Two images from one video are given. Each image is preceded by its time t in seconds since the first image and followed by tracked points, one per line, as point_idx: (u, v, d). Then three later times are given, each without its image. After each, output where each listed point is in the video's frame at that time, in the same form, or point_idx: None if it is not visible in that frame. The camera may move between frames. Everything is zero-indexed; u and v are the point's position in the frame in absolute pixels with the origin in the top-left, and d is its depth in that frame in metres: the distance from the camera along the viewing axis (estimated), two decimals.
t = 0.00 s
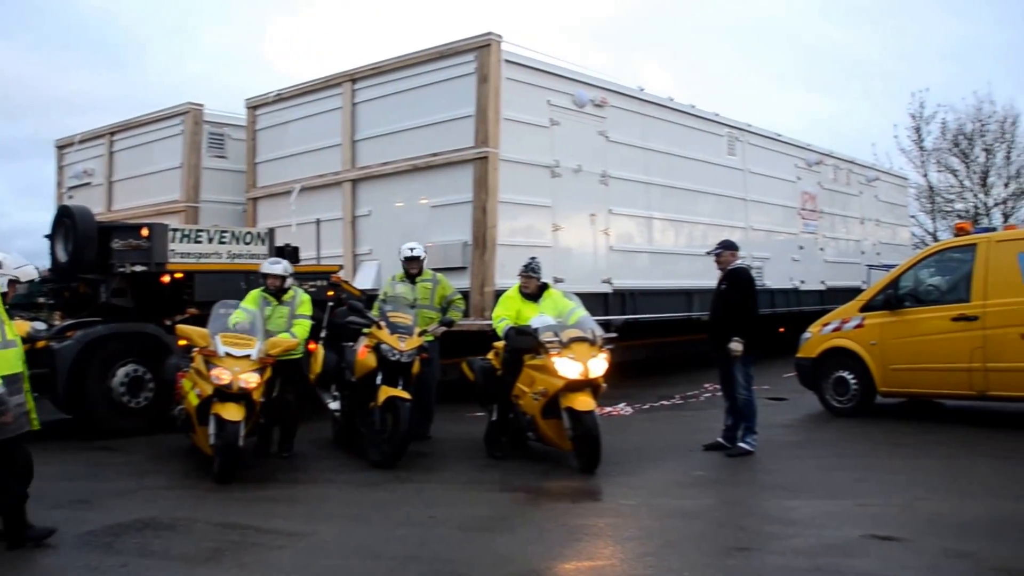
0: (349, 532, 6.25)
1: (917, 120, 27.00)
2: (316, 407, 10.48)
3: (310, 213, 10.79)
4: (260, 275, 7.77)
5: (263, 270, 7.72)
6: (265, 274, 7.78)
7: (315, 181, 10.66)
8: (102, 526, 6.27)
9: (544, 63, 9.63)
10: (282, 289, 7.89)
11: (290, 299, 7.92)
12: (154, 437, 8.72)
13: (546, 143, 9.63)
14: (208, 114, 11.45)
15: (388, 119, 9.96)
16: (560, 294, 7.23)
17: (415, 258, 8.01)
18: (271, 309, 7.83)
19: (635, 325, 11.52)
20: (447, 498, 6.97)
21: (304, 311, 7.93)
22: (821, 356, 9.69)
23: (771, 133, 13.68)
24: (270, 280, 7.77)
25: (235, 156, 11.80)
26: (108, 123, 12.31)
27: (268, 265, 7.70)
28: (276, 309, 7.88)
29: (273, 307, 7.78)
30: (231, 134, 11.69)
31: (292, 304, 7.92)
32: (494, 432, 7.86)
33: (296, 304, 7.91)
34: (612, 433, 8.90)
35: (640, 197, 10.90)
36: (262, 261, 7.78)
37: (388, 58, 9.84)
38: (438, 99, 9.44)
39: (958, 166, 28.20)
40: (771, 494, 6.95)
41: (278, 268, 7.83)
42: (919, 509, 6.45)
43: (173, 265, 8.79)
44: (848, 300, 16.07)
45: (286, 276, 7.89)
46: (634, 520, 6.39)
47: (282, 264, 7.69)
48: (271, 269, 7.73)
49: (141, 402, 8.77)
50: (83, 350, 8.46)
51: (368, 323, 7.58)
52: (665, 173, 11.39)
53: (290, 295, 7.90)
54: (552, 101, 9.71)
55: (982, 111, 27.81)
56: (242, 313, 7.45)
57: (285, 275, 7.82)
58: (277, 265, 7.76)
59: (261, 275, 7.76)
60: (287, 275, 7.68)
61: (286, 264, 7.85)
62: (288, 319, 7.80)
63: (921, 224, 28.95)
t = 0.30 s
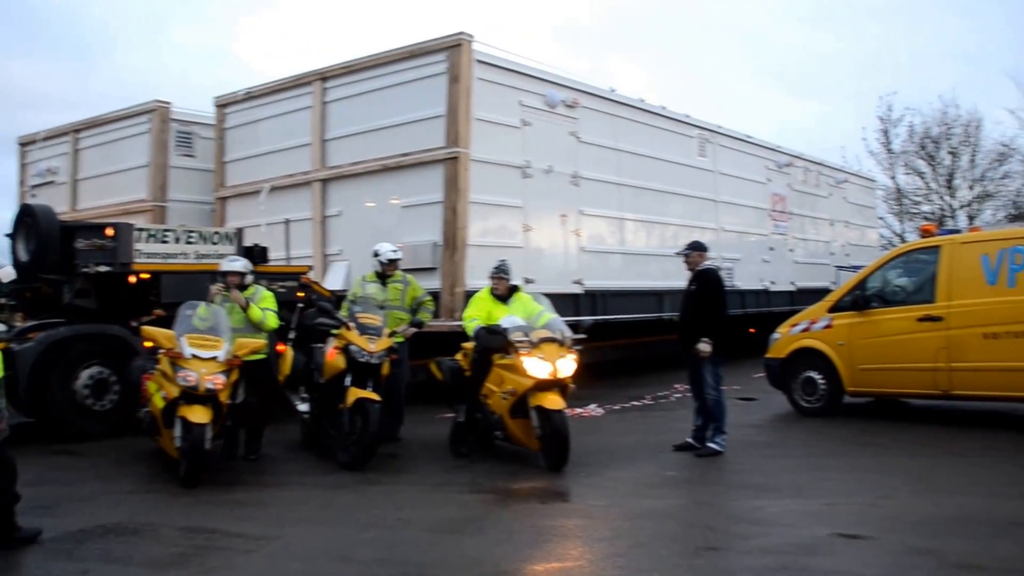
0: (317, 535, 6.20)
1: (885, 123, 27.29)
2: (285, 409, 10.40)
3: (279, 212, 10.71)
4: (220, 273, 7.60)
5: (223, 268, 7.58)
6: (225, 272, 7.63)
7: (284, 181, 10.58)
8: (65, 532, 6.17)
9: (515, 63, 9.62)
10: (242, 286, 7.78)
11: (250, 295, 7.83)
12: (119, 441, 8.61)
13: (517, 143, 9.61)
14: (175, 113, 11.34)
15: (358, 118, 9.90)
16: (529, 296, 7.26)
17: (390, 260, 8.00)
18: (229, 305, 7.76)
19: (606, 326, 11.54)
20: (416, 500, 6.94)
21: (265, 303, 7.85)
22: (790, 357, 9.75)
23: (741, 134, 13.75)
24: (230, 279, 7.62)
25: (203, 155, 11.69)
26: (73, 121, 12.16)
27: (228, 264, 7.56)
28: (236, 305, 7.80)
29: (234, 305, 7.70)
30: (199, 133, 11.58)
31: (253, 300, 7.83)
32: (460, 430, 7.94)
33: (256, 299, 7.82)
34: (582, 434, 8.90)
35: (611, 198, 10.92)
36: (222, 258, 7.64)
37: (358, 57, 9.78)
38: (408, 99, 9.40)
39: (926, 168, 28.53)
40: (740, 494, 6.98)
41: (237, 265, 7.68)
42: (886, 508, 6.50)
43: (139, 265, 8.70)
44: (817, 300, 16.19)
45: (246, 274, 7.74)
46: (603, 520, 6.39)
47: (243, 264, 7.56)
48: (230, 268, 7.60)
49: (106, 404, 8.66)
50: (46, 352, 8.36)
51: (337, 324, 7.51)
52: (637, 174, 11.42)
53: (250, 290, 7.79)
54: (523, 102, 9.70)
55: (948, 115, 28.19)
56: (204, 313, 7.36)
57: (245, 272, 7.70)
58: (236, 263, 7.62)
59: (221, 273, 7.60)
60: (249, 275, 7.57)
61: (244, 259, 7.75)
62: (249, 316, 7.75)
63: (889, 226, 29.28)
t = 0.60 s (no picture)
0: (284, 538, 6.15)
1: (854, 126, 27.57)
2: (253, 411, 10.32)
3: (248, 212, 10.62)
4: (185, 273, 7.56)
5: (187, 269, 7.55)
6: (190, 272, 7.59)
7: (254, 181, 10.49)
8: (26, 538, 6.08)
9: (486, 64, 9.60)
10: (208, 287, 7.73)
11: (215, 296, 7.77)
12: (83, 444, 8.51)
13: (488, 144, 9.60)
14: (142, 111, 11.22)
15: (328, 118, 9.84)
16: (498, 296, 7.29)
17: (361, 262, 7.94)
18: (195, 307, 7.69)
19: (577, 327, 11.54)
20: (386, 502, 6.90)
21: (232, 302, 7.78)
22: (760, 358, 9.79)
23: (712, 136, 13.82)
24: (195, 279, 7.59)
25: (170, 155, 11.57)
26: (37, 119, 11.99)
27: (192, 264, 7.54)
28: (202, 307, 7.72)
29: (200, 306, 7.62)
30: (167, 132, 11.46)
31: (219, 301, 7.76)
32: (426, 431, 7.95)
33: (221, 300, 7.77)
34: (553, 435, 8.90)
35: (583, 200, 10.93)
36: (187, 260, 7.61)
37: (328, 56, 9.72)
38: (379, 99, 9.36)
39: (893, 171, 28.88)
40: (709, 494, 7.00)
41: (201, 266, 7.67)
42: (853, 507, 6.55)
43: (104, 265, 8.61)
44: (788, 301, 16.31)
45: (212, 274, 7.72)
46: (572, 521, 6.38)
47: (208, 263, 7.55)
48: (195, 267, 7.57)
49: (70, 407, 8.56)
50: (12, 351, 8.24)
51: (306, 325, 7.47)
52: (608, 175, 11.44)
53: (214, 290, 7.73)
54: (494, 102, 9.68)
55: (916, 118, 28.54)
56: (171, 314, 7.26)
57: (211, 272, 7.67)
58: (201, 263, 7.62)
59: (186, 274, 7.56)
60: (215, 272, 7.56)
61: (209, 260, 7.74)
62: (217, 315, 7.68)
63: (858, 227, 29.58)
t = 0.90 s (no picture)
0: (253, 541, 6.10)
1: (825, 128, 27.82)
2: (223, 413, 10.24)
3: (219, 213, 10.54)
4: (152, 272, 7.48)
5: (155, 268, 7.47)
6: (158, 272, 7.50)
7: (224, 181, 10.42)
8: None
9: (457, 64, 9.59)
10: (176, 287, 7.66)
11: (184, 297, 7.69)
12: (49, 448, 8.41)
13: (460, 145, 9.59)
14: (110, 109, 11.11)
15: (299, 118, 9.79)
16: (462, 297, 7.30)
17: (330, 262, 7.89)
18: (163, 307, 7.61)
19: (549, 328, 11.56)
20: (356, 504, 6.87)
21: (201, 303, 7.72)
22: (730, 358, 9.85)
23: (684, 138, 13.89)
24: (163, 279, 7.50)
25: (139, 154, 11.46)
26: (3, 117, 11.83)
27: (159, 263, 7.45)
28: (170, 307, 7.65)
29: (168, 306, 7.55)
30: (136, 131, 11.36)
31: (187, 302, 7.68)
32: (395, 432, 7.94)
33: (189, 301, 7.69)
34: (524, 436, 8.90)
35: (555, 201, 10.95)
36: (155, 259, 7.53)
37: (299, 56, 9.67)
38: (350, 99, 9.33)
39: (862, 173, 29.19)
40: (680, 494, 7.03)
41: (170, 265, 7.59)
42: (821, 506, 6.60)
43: (70, 266, 8.55)
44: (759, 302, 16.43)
45: (180, 274, 7.65)
46: (543, 522, 6.38)
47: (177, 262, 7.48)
48: (163, 267, 7.49)
49: (36, 410, 8.49)
50: None
51: (276, 325, 7.42)
52: (580, 176, 11.47)
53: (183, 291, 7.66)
54: (466, 103, 9.67)
55: (885, 121, 28.85)
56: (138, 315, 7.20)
57: (179, 271, 7.60)
58: (169, 263, 7.54)
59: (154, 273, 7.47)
60: (184, 271, 7.47)
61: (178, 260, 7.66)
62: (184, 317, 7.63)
63: (829, 229, 29.87)
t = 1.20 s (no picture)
0: (224, 543, 6.05)
1: (799, 130, 28.02)
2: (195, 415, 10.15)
3: (191, 213, 10.45)
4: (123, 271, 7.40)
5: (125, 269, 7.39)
6: (128, 271, 7.42)
7: (196, 181, 10.33)
8: None
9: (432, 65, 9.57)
10: (148, 287, 7.56)
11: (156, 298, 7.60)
12: (17, 450, 8.32)
13: (434, 146, 9.57)
14: (81, 108, 11.01)
15: (272, 117, 9.73)
16: (430, 298, 7.28)
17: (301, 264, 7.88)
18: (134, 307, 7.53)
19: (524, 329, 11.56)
20: (329, 506, 6.83)
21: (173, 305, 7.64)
22: (704, 359, 9.89)
23: (658, 140, 13.94)
24: (134, 279, 7.42)
25: (111, 153, 11.35)
26: None
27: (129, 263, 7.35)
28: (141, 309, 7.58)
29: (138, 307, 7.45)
30: (107, 130, 11.25)
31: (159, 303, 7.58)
32: (367, 433, 7.90)
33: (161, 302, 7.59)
34: (499, 437, 8.89)
35: (530, 202, 10.95)
36: (126, 258, 7.45)
37: (272, 55, 9.62)
38: (324, 99, 9.28)
39: (835, 175, 29.44)
40: (654, 494, 7.04)
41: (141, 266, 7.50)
42: (794, 506, 6.64)
43: (39, 266, 8.44)
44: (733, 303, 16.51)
45: (151, 274, 7.55)
46: (517, 523, 6.37)
47: (148, 263, 7.40)
48: (133, 267, 7.41)
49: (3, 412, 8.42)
50: None
51: (248, 327, 7.36)
52: (555, 177, 11.48)
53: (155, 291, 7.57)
54: (441, 104, 9.65)
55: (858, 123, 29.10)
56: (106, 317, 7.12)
57: (149, 272, 7.50)
58: (140, 263, 7.45)
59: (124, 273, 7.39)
60: (153, 272, 7.39)
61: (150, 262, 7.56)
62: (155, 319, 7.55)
63: (802, 230, 30.10)
